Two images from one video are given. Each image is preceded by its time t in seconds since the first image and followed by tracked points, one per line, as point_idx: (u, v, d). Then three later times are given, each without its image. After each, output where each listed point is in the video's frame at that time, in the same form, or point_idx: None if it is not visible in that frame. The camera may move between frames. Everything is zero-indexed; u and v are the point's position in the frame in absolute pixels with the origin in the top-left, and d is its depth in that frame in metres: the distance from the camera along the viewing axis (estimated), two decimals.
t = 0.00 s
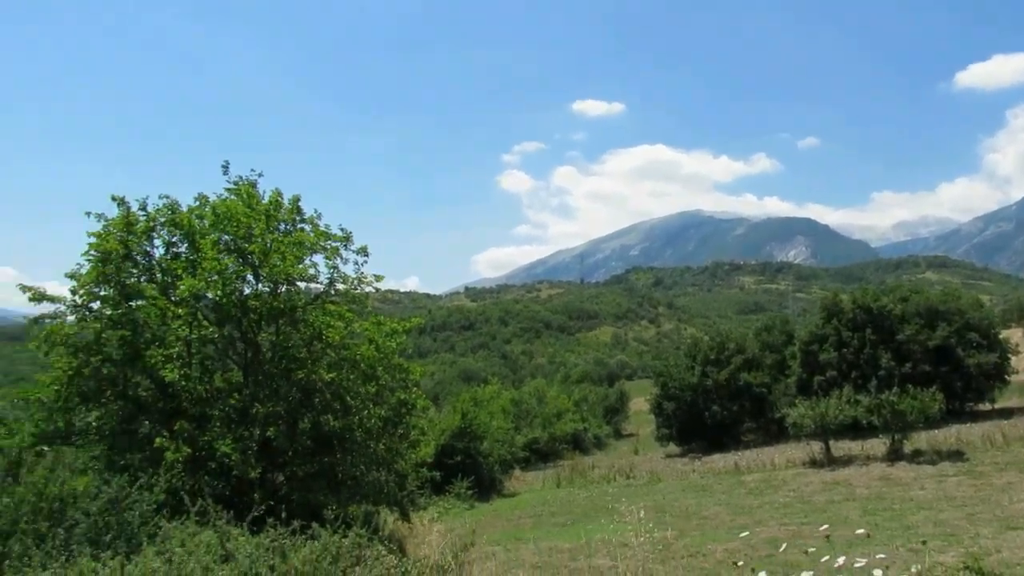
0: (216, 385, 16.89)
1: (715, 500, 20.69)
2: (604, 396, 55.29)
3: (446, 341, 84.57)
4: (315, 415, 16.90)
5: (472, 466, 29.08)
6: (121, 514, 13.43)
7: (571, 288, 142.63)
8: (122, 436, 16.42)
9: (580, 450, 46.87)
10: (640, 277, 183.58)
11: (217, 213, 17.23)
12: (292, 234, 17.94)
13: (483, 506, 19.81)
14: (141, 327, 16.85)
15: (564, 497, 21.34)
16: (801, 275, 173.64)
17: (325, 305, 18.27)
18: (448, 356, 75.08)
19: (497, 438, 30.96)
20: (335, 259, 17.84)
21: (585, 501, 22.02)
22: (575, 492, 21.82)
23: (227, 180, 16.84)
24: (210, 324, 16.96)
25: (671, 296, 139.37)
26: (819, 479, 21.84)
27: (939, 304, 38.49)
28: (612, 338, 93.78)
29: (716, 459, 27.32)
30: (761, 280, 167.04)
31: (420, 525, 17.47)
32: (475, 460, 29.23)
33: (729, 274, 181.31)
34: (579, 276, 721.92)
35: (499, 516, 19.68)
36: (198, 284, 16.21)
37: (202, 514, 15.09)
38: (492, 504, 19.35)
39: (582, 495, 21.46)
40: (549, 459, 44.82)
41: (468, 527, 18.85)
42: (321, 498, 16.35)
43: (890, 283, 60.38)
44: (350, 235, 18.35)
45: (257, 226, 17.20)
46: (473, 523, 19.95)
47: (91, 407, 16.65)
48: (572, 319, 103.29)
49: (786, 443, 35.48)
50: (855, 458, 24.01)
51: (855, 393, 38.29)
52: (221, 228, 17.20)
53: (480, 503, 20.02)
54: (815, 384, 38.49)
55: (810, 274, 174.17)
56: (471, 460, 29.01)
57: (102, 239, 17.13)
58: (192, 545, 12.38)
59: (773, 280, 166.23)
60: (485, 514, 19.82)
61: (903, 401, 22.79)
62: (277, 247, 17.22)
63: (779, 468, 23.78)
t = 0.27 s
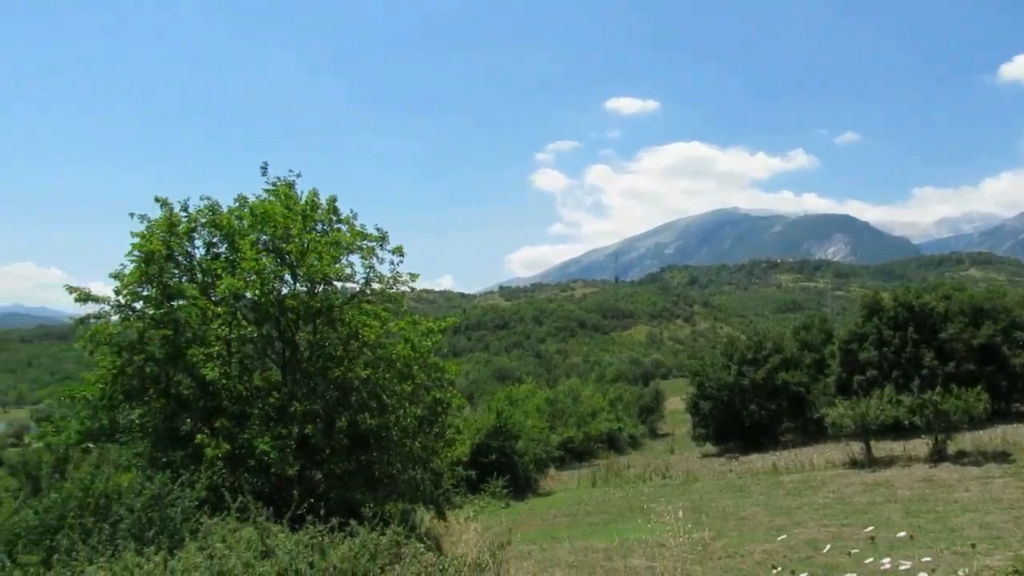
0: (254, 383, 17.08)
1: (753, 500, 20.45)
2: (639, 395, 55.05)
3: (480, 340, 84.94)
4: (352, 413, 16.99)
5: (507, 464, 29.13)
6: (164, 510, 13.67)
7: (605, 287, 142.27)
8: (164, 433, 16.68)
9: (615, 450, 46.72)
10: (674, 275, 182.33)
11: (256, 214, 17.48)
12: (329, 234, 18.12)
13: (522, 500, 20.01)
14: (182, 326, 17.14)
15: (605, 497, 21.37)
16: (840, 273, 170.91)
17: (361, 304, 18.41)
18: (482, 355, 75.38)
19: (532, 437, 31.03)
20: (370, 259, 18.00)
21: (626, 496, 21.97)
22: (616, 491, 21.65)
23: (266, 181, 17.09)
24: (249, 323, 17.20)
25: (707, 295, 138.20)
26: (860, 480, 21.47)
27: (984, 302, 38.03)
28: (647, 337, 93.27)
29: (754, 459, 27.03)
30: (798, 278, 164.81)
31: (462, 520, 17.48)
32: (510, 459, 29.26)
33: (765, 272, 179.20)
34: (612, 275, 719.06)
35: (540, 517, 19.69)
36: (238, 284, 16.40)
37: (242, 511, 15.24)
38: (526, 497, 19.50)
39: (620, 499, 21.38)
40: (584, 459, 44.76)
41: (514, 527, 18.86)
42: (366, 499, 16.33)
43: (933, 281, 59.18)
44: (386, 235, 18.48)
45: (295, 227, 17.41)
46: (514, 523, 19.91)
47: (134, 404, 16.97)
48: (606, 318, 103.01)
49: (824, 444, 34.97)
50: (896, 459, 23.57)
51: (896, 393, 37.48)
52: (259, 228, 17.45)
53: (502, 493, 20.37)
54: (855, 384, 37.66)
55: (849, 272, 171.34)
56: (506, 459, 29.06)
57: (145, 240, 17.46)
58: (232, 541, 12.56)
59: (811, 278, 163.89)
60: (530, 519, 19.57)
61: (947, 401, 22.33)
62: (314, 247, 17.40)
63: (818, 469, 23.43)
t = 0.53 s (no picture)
0: (288, 383, 17.26)
1: (787, 502, 20.21)
2: (671, 396, 54.71)
3: (511, 341, 85.08)
4: (384, 413, 17.08)
5: (538, 464, 29.09)
6: (201, 509, 13.87)
7: (636, 287, 141.57)
8: (200, 432, 16.92)
9: (646, 451, 46.46)
10: (706, 275, 180.87)
11: (290, 215, 17.68)
12: (360, 235, 18.26)
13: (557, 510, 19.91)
14: (218, 327, 17.37)
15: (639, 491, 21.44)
16: (875, 272, 168.06)
17: (392, 305, 18.50)
18: (513, 356, 75.47)
19: (563, 438, 30.99)
20: (402, 260, 18.09)
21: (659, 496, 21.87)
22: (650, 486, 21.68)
23: (299, 183, 17.28)
24: (283, 324, 17.39)
25: (739, 295, 136.81)
26: (897, 483, 21.09)
27: None
28: (678, 337, 92.59)
29: (788, 460, 26.70)
30: (833, 277, 162.37)
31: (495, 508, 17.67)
32: (541, 459, 29.22)
33: (798, 272, 176.90)
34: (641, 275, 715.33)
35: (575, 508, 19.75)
36: (272, 285, 16.59)
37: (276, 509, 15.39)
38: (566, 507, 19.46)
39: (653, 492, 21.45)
40: (615, 459, 44.60)
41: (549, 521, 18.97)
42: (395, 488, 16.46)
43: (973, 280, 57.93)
44: (417, 235, 18.56)
45: (327, 228, 17.57)
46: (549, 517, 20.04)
47: (171, 404, 17.24)
48: (637, 318, 102.49)
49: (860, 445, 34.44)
50: (935, 461, 23.11)
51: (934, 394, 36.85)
52: (292, 230, 17.64)
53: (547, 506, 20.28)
54: (892, 385, 37.21)
55: (885, 271, 168.41)
56: (538, 459, 29.03)
57: (182, 241, 17.74)
58: (266, 539, 12.70)
59: (846, 278, 161.37)
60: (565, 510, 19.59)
61: (987, 402, 21.84)
62: (346, 248, 17.53)
63: (854, 471, 23.06)
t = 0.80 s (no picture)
0: (320, 381, 17.40)
1: (822, 502, 19.94)
2: (701, 395, 54.32)
3: (540, 340, 85.12)
4: (415, 412, 17.15)
5: (569, 463, 28.93)
6: (236, 506, 14.06)
7: (666, 285, 140.71)
8: (235, 430, 17.12)
9: (678, 450, 46.16)
10: (737, 273, 179.12)
11: (321, 216, 17.84)
12: (391, 234, 18.38)
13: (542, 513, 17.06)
14: (251, 326, 17.58)
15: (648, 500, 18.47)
16: (911, 269, 165.08)
17: (423, 304, 18.60)
18: (543, 355, 75.47)
19: (593, 437, 30.92)
20: (431, 258, 18.17)
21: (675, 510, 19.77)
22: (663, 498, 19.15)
23: (330, 183, 17.44)
24: (315, 323, 17.53)
25: (771, 293, 135.27)
26: (934, 483, 20.71)
27: None
28: (709, 336, 91.81)
29: (821, 460, 26.36)
30: (867, 274, 159.83)
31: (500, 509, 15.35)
32: (572, 458, 29.07)
33: (831, 269, 174.43)
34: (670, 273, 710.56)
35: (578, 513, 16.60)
36: (304, 284, 16.74)
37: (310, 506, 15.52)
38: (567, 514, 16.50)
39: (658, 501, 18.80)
40: (646, 459, 44.40)
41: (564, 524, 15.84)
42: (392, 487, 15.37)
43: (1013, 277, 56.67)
44: (447, 234, 18.63)
45: (358, 228, 17.70)
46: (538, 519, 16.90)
47: (206, 402, 17.45)
48: (668, 317, 101.86)
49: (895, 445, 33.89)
50: (974, 461, 22.65)
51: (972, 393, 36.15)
52: (324, 230, 17.79)
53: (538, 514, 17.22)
54: (928, 383, 36.72)
55: (921, 267, 165.37)
56: (568, 458, 28.93)
57: (216, 242, 17.99)
58: (300, 535, 12.83)
59: (881, 275, 158.74)
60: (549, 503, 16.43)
61: None
62: (377, 247, 17.65)
63: (890, 471, 22.70)
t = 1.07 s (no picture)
0: (350, 379, 17.50)
1: (855, 502, 19.65)
2: (732, 393, 53.87)
3: (569, 338, 85.10)
4: (444, 410, 17.17)
5: (598, 461, 28.94)
6: (268, 502, 14.21)
7: (696, 283, 139.73)
8: (266, 428, 17.29)
9: (708, 449, 45.82)
10: (767, 270, 177.28)
11: (350, 215, 17.95)
12: (419, 233, 18.43)
13: (541, 505, 15.29)
14: (282, 324, 17.72)
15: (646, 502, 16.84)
16: (947, 265, 161.97)
17: (451, 302, 18.63)
18: (572, 352, 75.43)
19: (623, 436, 30.79)
20: (460, 257, 18.17)
21: (674, 516, 18.41)
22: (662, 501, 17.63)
23: (359, 182, 17.53)
24: (345, 321, 17.64)
25: (803, 290, 133.64)
26: (972, 483, 20.29)
27: None
28: (740, 334, 90.94)
29: (855, 460, 25.97)
30: (901, 271, 157.16)
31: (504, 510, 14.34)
32: (602, 456, 29.08)
33: (865, 266, 171.81)
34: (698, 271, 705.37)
35: (582, 511, 15.09)
36: (333, 283, 16.83)
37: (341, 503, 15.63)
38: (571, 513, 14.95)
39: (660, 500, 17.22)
40: (676, 457, 44.16)
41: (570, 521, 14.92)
42: (393, 485, 14.71)
43: None
44: (475, 233, 18.64)
45: (387, 227, 17.78)
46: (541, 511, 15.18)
47: (238, 399, 17.65)
48: (697, 315, 101.11)
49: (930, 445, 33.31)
50: (1013, 461, 22.14)
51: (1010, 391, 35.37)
52: (353, 229, 17.88)
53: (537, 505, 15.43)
54: (965, 381, 36.08)
55: (957, 264, 162.20)
56: (597, 457, 28.86)
57: (247, 241, 18.19)
58: (332, 532, 12.91)
59: (915, 271, 155.99)
60: (557, 492, 15.07)
61: None
62: (405, 246, 17.71)
63: (926, 471, 22.29)
